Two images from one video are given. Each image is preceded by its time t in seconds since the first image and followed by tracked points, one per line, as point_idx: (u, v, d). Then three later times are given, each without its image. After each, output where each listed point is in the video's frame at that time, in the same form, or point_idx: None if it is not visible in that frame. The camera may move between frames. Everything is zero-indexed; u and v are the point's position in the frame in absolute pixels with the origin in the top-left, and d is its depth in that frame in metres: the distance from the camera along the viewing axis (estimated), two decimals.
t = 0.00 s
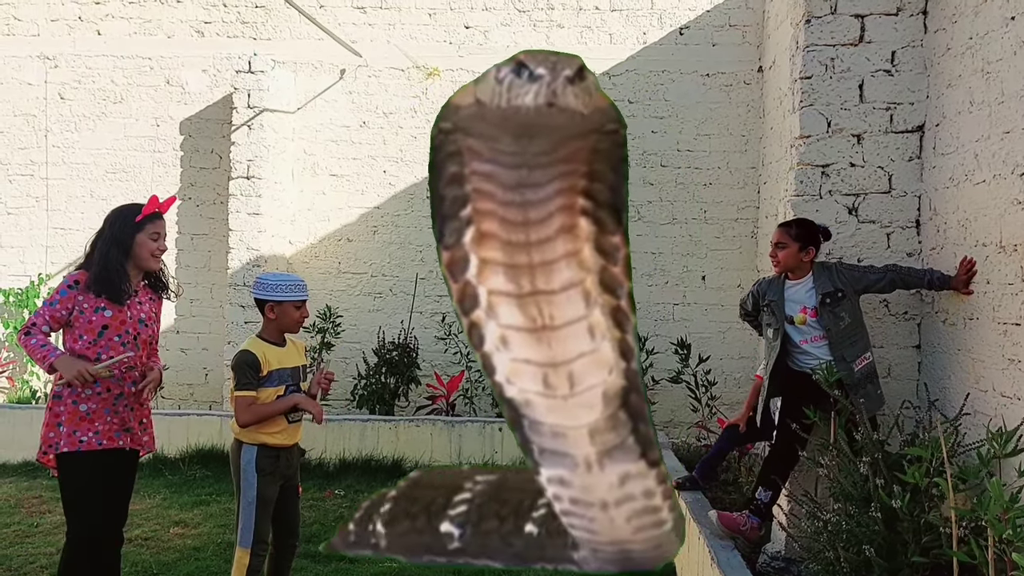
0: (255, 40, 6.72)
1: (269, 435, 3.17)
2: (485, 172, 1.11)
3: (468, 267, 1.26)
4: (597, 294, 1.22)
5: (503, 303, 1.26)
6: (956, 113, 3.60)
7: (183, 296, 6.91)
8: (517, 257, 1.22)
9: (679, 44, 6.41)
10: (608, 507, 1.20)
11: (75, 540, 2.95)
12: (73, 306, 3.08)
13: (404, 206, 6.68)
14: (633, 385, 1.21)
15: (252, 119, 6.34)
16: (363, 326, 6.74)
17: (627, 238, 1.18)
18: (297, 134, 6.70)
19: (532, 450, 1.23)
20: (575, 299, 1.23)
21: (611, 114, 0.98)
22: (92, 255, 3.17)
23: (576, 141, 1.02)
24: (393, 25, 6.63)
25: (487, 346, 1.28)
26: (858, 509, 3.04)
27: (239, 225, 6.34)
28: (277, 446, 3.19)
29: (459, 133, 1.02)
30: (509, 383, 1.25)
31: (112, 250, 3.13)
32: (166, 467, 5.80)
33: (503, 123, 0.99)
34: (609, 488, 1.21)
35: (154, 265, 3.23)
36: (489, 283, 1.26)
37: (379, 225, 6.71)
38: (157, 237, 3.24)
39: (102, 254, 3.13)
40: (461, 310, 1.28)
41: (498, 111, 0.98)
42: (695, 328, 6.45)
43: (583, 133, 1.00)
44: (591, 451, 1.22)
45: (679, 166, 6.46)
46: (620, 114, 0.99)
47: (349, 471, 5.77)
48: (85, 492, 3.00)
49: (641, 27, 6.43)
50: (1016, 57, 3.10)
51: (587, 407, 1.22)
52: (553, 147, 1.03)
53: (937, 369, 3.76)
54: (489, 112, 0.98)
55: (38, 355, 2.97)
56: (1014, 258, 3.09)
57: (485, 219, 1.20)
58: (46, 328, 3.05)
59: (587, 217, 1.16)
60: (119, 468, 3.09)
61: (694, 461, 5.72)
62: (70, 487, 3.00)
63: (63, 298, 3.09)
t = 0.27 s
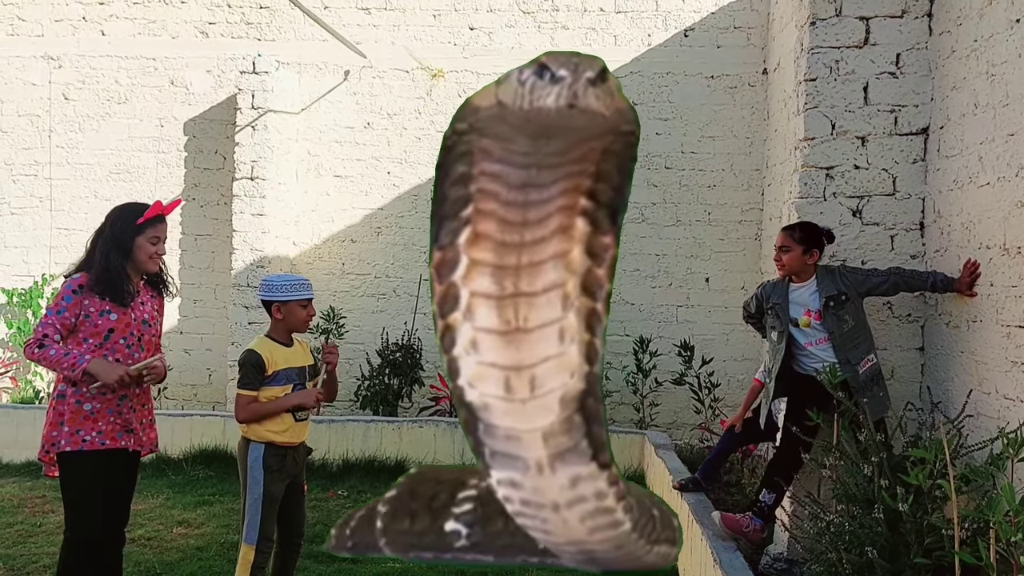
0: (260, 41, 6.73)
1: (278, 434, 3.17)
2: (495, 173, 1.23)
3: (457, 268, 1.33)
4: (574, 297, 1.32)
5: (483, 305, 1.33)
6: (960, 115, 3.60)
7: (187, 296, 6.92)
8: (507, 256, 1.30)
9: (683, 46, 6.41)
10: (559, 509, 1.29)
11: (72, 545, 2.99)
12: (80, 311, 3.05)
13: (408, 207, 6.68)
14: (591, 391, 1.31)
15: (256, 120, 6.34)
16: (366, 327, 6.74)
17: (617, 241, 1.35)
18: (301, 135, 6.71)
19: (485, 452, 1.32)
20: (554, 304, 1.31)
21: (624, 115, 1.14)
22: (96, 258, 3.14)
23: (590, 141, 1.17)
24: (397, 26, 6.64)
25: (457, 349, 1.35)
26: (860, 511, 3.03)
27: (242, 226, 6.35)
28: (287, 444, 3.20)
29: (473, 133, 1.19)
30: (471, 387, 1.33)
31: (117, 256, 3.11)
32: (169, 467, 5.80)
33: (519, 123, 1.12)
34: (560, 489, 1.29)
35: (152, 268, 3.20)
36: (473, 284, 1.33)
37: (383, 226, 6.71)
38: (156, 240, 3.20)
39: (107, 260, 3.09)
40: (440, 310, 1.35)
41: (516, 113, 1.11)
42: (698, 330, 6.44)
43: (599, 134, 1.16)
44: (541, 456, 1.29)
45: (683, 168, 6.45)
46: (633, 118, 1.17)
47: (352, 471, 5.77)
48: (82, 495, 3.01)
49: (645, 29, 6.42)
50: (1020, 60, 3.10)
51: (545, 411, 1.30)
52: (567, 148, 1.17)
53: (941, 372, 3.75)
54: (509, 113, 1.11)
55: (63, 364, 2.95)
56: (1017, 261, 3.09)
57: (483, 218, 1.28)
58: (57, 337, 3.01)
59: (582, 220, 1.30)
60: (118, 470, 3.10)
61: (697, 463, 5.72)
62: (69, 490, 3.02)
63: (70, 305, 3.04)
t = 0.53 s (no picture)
0: (262, 40, 6.73)
1: (296, 429, 3.20)
2: (520, 173, 1.25)
3: (478, 267, 1.32)
4: (590, 296, 1.35)
5: (498, 303, 1.33)
6: (962, 115, 3.60)
7: (189, 296, 6.93)
8: (527, 255, 1.31)
9: (686, 46, 6.40)
10: (514, 510, 1.28)
11: (71, 546, 3.01)
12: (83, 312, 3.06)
13: (410, 207, 6.68)
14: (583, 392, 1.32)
15: (258, 120, 6.35)
16: (369, 327, 6.74)
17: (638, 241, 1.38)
18: (303, 135, 6.71)
19: (460, 454, 1.31)
20: (567, 302, 1.33)
21: (646, 116, 1.13)
22: (89, 258, 3.11)
23: (615, 142, 1.18)
24: (400, 26, 6.64)
25: (464, 348, 1.33)
26: (862, 509, 3.03)
27: (245, 226, 6.37)
28: (304, 439, 3.23)
29: (496, 133, 1.18)
30: (469, 387, 1.32)
31: (110, 257, 3.09)
32: (171, 467, 5.81)
33: (540, 122, 1.11)
34: (522, 490, 1.28)
35: (146, 267, 3.18)
36: (493, 283, 1.33)
37: (385, 226, 6.71)
38: (150, 239, 3.18)
39: (103, 261, 3.08)
40: (454, 309, 1.33)
41: (537, 114, 1.10)
42: (701, 330, 6.44)
43: (624, 134, 1.16)
44: (515, 458, 1.30)
45: (685, 168, 6.45)
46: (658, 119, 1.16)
47: (354, 471, 5.78)
48: (83, 496, 3.02)
49: (648, 28, 6.41)
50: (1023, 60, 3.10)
51: (535, 412, 1.31)
52: (588, 150, 1.19)
53: (943, 372, 3.75)
54: (528, 114, 1.10)
55: (86, 362, 2.96)
56: (1019, 260, 3.08)
57: (506, 215, 1.29)
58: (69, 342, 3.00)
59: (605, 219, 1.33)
60: (120, 471, 3.10)
61: (699, 463, 5.72)
62: (70, 490, 3.02)
63: (74, 308, 3.04)
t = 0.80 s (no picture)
0: (265, 38, 6.74)
1: (306, 426, 3.21)
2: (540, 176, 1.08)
3: (502, 265, 1.10)
4: (620, 294, 1.13)
5: (527, 300, 1.12)
6: (967, 114, 3.59)
7: (193, 295, 6.94)
8: (555, 251, 1.12)
9: (689, 45, 6.40)
10: (509, 510, 1.06)
11: (74, 546, 3.01)
12: (86, 313, 3.07)
13: (414, 206, 6.68)
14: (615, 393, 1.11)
15: (261, 118, 6.35)
16: (372, 326, 6.75)
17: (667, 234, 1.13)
18: (307, 133, 6.71)
19: (477, 454, 1.07)
20: (598, 299, 1.12)
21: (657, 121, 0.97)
22: (91, 257, 3.12)
23: (627, 144, 1.00)
24: (403, 24, 6.64)
25: (491, 345, 1.09)
26: (864, 509, 3.03)
27: (248, 224, 6.37)
28: (315, 434, 3.24)
29: (510, 136, 0.98)
30: (497, 384, 1.09)
31: (111, 256, 3.10)
32: (174, 466, 5.82)
33: (549, 126, 0.95)
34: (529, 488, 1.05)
35: (149, 267, 3.19)
36: (519, 280, 1.12)
37: (388, 225, 6.72)
38: (152, 239, 3.19)
39: (105, 261, 3.08)
40: (479, 306, 1.09)
41: (544, 115, 0.94)
42: (703, 330, 6.45)
43: (633, 139, 0.99)
44: (533, 456, 1.06)
45: (689, 167, 6.44)
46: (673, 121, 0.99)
47: (357, 469, 5.78)
48: (84, 496, 3.02)
49: (651, 27, 6.41)
50: None
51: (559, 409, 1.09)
52: (604, 151, 1.02)
53: (945, 372, 3.74)
54: (537, 117, 0.94)
55: (89, 364, 2.96)
56: (1022, 260, 3.08)
57: (533, 206, 1.10)
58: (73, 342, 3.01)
59: (631, 218, 1.12)
60: (122, 470, 3.11)
61: (702, 462, 5.72)
62: (71, 490, 3.03)
63: (76, 309, 3.05)
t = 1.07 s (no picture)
0: (270, 36, 6.75)
1: (309, 425, 3.21)
2: (546, 173, 1.11)
3: (520, 264, 1.13)
4: (644, 290, 1.13)
5: (550, 299, 1.14)
6: (973, 116, 3.58)
7: (196, 292, 6.95)
8: (571, 251, 1.15)
9: (695, 45, 6.39)
10: (548, 509, 1.07)
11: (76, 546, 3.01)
12: (89, 316, 3.07)
13: (418, 204, 6.68)
14: (650, 386, 1.10)
15: (266, 115, 6.35)
16: (375, 324, 6.76)
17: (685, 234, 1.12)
18: (312, 131, 6.72)
19: (521, 451, 1.09)
20: (622, 297, 1.14)
21: (657, 119, 0.99)
22: (98, 259, 3.12)
23: (630, 143, 1.02)
24: (408, 23, 6.63)
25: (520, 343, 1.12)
26: (868, 511, 3.02)
27: (252, 221, 6.37)
28: (318, 433, 3.25)
29: (516, 136, 1.03)
30: (532, 381, 1.10)
31: (119, 257, 3.09)
32: (177, 463, 5.83)
33: (547, 125, 0.99)
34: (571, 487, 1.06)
35: (156, 270, 3.20)
36: (540, 279, 1.14)
37: (393, 223, 6.72)
38: (160, 242, 3.18)
39: (111, 263, 3.08)
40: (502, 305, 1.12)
41: (541, 115, 0.98)
42: (707, 330, 6.44)
43: (637, 137, 1.01)
44: (576, 454, 1.07)
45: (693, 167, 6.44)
46: (676, 118, 1.00)
47: (360, 467, 5.79)
48: (81, 494, 3.03)
49: (657, 27, 6.40)
50: None
51: (598, 406, 1.10)
52: (609, 150, 1.05)
53: (949, 374, 3.74)
54: (534, 115, 0.99)
55: (88, 367, 2.97)
56: None
57: (542, 214, 1.15)
58: (73, 343, 3.03)
59: (644, 214, 1.13)
60: (116, 465, 3.15)
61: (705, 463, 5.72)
62: (66, 489, 3.04)
63: (79, 311, 3.05)
